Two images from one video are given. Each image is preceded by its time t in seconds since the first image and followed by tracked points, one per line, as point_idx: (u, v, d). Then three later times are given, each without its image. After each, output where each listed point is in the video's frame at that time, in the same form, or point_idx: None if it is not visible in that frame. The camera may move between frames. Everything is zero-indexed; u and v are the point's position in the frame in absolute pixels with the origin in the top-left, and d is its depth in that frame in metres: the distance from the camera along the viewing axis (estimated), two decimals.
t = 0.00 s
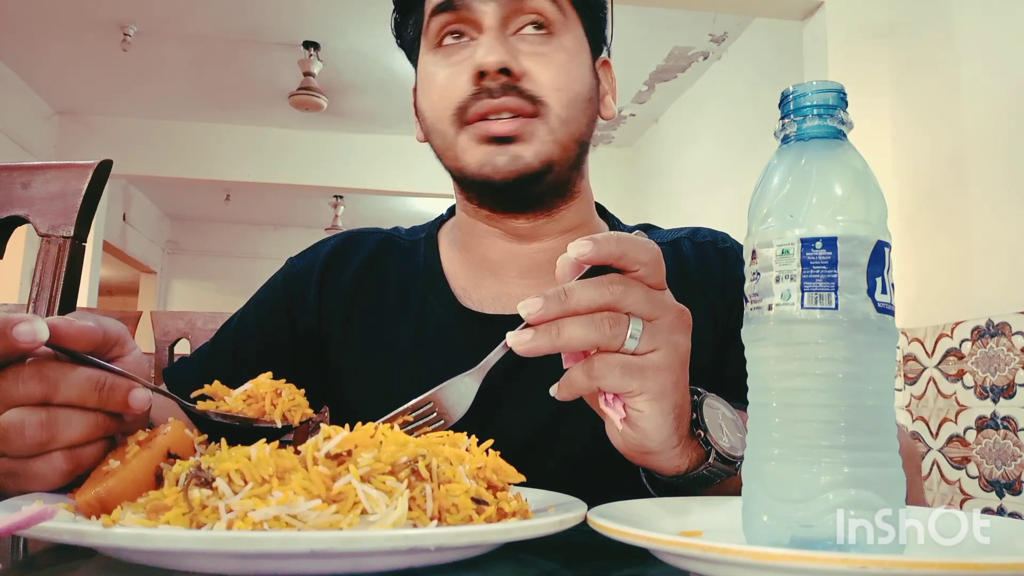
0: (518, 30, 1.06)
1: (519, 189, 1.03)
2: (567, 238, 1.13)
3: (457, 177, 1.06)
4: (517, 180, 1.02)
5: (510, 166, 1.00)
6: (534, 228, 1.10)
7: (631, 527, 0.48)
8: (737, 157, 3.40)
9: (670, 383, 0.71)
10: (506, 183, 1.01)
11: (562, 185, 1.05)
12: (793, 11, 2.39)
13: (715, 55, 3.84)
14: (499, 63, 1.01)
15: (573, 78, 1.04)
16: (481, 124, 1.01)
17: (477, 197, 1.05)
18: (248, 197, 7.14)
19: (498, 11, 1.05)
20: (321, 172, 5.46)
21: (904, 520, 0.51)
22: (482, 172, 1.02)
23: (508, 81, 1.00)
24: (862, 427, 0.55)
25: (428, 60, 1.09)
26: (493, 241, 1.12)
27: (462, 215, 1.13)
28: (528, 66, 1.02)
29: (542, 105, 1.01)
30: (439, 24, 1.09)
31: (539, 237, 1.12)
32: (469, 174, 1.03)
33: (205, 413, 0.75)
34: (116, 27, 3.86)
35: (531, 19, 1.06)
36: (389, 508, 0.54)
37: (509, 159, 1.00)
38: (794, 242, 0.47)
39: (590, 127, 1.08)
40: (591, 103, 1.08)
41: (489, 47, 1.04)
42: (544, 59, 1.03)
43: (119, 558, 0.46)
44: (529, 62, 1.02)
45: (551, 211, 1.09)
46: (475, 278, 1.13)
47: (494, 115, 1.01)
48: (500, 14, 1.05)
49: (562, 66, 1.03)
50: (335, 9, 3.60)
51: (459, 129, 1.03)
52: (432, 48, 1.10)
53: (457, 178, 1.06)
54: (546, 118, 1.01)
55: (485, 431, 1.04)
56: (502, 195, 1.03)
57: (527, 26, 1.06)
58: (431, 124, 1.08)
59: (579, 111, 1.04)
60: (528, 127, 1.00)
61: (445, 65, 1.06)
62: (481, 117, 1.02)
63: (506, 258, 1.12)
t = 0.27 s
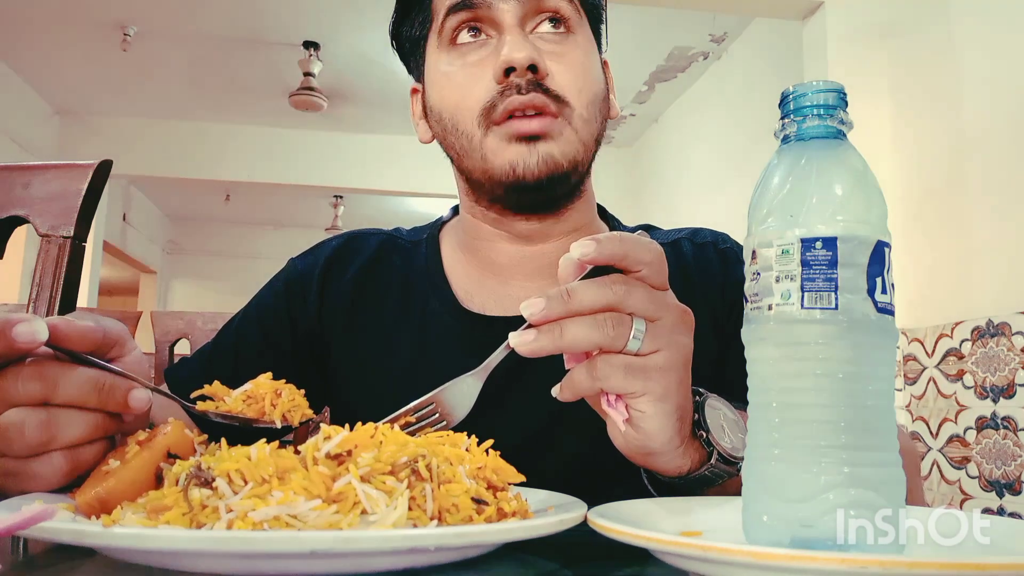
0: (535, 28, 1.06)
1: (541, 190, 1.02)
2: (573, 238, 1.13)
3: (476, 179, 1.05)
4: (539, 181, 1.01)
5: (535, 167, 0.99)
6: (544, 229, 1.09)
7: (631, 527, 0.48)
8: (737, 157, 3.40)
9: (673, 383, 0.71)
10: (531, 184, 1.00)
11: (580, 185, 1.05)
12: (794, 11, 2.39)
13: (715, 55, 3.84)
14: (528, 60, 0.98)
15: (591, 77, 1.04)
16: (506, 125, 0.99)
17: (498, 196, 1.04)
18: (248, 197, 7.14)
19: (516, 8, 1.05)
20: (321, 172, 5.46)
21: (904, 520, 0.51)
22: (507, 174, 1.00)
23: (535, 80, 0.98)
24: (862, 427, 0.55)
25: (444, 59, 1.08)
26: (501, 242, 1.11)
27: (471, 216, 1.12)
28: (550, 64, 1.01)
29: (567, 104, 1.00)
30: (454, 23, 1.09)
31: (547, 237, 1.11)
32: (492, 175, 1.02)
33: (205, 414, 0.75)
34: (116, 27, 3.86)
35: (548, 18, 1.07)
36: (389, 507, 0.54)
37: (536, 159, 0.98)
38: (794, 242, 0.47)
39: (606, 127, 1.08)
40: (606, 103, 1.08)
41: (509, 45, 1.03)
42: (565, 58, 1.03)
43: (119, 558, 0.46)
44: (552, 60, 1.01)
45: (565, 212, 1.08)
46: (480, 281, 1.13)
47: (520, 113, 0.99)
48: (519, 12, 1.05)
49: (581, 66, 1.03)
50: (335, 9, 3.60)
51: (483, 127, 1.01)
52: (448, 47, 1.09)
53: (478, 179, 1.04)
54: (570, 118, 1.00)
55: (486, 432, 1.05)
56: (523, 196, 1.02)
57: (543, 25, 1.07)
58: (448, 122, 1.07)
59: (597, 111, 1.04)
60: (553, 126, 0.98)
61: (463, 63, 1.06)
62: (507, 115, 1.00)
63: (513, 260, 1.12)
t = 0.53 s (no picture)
0: (537, 28, 1.07)
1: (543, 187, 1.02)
2: (574, 236, 1.13)
3: (479, 176, 1.05)
4: (540, 178, 1.01)
5: (537, 165, 0.99)
6: (544, 226, 1.09)
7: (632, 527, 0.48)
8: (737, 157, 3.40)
9: (672, 386, 0.71)
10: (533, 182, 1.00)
11: (580, 182, 1.05)
12: (794, 11, 2.39)
13: (715, 55, 3.84)
14: (530, 57, 0.98)
15: (591, 75, 1.04)
16: (509, 122, 0.99)
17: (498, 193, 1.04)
18: (248, 197, 7.14)
19: (518, 9, 1.05)
20: (321, 172, 5.46)
21: (904, 520, 0.51)
22: (510, 171, 1.00)
23: (536, 77, 0.98)
24: (862, 427, 0.55)
25: (447, 58, 1.08)
26: (502, 240, 1.11)
27: (472, 213, 1.12)
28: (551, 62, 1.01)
29: (568, 102, 1.00)
30: (456, 24, 1.09)
31: (548, 235, 1.11)
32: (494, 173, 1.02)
33: (205, 414, 0.75)
34: (116, 27, 3.86)
35: (550, 19, 1.07)
36: (389, 507, 0.54)
37: (538, 156, 0.98)
38: (794, 242, 0.47)
39: (606, 125, 1.09)
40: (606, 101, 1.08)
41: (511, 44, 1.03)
42: (565, 56, 1.03)
43: (119, 558, 0.46)
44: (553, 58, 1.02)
45: (566, 209, 1.08)
46: (481, 279, 1.14)
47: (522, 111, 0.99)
48: (521, 13, 1.05)
49: (580, 65, 1.03)
50: (334, 9, 3.60)
51: (485, 125, 1.01)
52: (450, 47, 1.09)
53: (480, 176, 1.04)
54: (571, 116, 1.00)
55: (485, 432, 1.05)
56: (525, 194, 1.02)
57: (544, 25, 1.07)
58: (450, 120, 1.07)
59: (597, 109, 1.05)
60: (554, 124, 0.98)
61: (466, 62, 1.06)
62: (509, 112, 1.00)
63: (514, 258, 1.12)
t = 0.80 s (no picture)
0: (534, 33, 1.06)
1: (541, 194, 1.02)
2: (574, 239, 1.13)
3: (478, 183, 1.05)
4: (539, 184, 1.01)
5: (534, 172, 1.00)
6: (543, 230, 1.09)
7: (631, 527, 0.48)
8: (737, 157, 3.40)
9: (670, 394, 0.71)
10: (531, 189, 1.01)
11: (578, 188, 1.05)
12: (794, 11, 2.39)
13: (715, 54, 3.84)
14: (525, 63, 1.00)
15: (588, 81, 1.04)
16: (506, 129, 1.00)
17: (496, 198, 1.04)
18: (247, 197, 7.14)
19: (514, 14, 1.05)
20: (321, 172, 5.46)
21: (904, 520, 0.51)
22: (508, 178, 1.01)
23: (532, 84, 0.99)
24: (861, 427, 0.55)
25: (445, 64, 1.08)
26: (501, 243, 1.11)
27: (471, 218, 1.12)
28: (547, 69, 1.01)
29: (564, 108, 1.00)
30: (453, 30, 1.09)
31: (548, 238, 1.11)
32: (493, 180, 1.02)
33: (205, 413, 0.75)
34: (116, 27, 3.86)
35: (546, 23, 1.07)
36: (389, 507, 0.54)
37: (535, 162, 0.99)
38: (794, 243, 0.47)
39: (604, 131, 1.09)
40: (603, 106, 1.08)
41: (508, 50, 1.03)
42: (563, 62, 1.03)
43: (119, 558, 0.46)
44: (549, 65, 1.02)
45: (565, 215, 1.08)
46: (481, 279, 1.13)
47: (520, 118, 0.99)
48: (517, 18, 1.05)
49: (578, 71, 1.03)
50: (334, 8, 3.60)
51: (483, 132, 1.02)
52: (448, 53, 1.09)
53: (479, 183, 1.05)
54: (568, 123, 1.00)
55: (485, 432, 1.05)
56: (524, 200, 1.03)
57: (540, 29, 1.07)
58: (448, 125, 1.07)
59: (595, 115, 1.05)
60: (551, 131, 0.99)
61: (463, 68, 1.06)
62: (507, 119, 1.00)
63: (514, 259, 1.12)
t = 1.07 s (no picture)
0: (530, 38, 1.06)
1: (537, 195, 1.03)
2: (575, 237, 1.13)
3: (475, 185, 1.06)
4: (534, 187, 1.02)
5: (527, 173, 1.00)
6: (542, 227, 1.10)
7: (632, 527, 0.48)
8: (737, 157, 3.40)
9: (669, 396, 0.71)
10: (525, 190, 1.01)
11: (575, 188, 1.05)
12: (795, 11, 2.38)
13: (715, 54, 3.84)
14: (518, 70, 0.99)
15: (584, 84, 1.04)
16: (500, 134, 1.00)
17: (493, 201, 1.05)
18: (247, 197, 7.14)
19: (511, 21, 1.06)
20: (321, 172, 5.46)
21: (904, 520, 0.51)
22: (503, 181, 1.02)
23: (526, 90, 0.99)
24: (862, 427, 0.55)
25: (444, 71, 1.09)
26: (501, 244, 1.12)
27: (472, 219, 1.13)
28: (541, 74, 1.01)
29: (557, 114, 1.00)
30: (451, 37, 1.09)
31: (547, 237, 1.11)
32: (488, 183, 1.03)
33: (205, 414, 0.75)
34: (116, 27, 3.86)
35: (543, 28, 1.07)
36: (389, 508, 0.54)
37: (526, 167, 1.00)
38: (794, 243, 0.47)
39: (602, 133, 1.09)
40: (601, 108, 1.08)
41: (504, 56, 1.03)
42: (557, 66, 1.03)
43: (119, 558, 0.46)
44: (544, 69, 1.02)
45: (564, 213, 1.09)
46: (484, 278, 1.13)
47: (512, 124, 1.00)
48: (514, 25, 1.06)
49: (573, 75, 1.03)
50: (334, 8, 3.60)
51: (478, 137, 1.02)
52: (446, 60, 1.10)
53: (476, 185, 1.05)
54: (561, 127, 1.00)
55: (485, 432, 1.05)
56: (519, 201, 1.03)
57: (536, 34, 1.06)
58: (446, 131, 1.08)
59: (591, 117, 1.04)
60: (544, 134, 0.99)
61: (460, 75, 1.06)
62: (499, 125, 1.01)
63: (517, 257, 1.12)
